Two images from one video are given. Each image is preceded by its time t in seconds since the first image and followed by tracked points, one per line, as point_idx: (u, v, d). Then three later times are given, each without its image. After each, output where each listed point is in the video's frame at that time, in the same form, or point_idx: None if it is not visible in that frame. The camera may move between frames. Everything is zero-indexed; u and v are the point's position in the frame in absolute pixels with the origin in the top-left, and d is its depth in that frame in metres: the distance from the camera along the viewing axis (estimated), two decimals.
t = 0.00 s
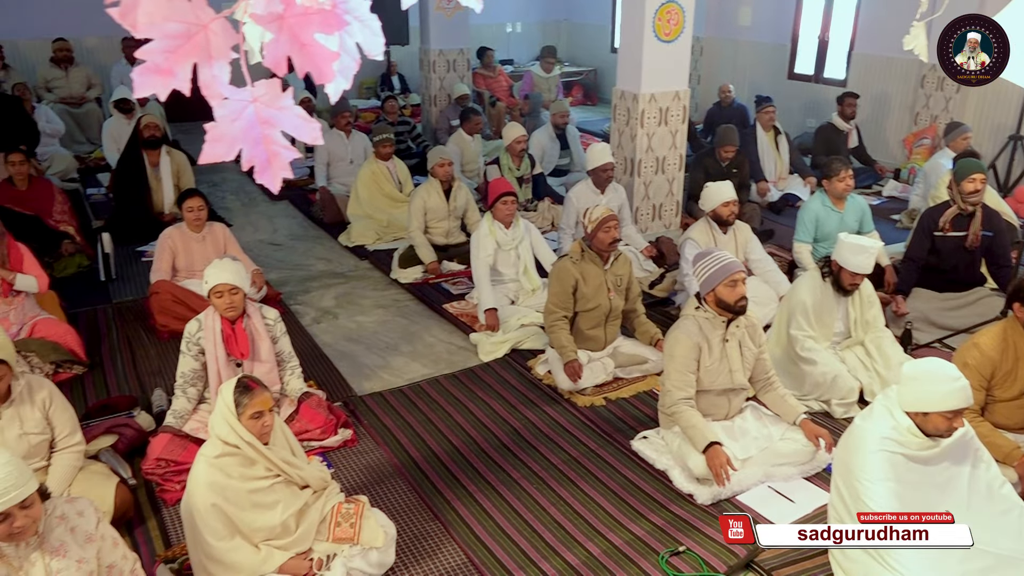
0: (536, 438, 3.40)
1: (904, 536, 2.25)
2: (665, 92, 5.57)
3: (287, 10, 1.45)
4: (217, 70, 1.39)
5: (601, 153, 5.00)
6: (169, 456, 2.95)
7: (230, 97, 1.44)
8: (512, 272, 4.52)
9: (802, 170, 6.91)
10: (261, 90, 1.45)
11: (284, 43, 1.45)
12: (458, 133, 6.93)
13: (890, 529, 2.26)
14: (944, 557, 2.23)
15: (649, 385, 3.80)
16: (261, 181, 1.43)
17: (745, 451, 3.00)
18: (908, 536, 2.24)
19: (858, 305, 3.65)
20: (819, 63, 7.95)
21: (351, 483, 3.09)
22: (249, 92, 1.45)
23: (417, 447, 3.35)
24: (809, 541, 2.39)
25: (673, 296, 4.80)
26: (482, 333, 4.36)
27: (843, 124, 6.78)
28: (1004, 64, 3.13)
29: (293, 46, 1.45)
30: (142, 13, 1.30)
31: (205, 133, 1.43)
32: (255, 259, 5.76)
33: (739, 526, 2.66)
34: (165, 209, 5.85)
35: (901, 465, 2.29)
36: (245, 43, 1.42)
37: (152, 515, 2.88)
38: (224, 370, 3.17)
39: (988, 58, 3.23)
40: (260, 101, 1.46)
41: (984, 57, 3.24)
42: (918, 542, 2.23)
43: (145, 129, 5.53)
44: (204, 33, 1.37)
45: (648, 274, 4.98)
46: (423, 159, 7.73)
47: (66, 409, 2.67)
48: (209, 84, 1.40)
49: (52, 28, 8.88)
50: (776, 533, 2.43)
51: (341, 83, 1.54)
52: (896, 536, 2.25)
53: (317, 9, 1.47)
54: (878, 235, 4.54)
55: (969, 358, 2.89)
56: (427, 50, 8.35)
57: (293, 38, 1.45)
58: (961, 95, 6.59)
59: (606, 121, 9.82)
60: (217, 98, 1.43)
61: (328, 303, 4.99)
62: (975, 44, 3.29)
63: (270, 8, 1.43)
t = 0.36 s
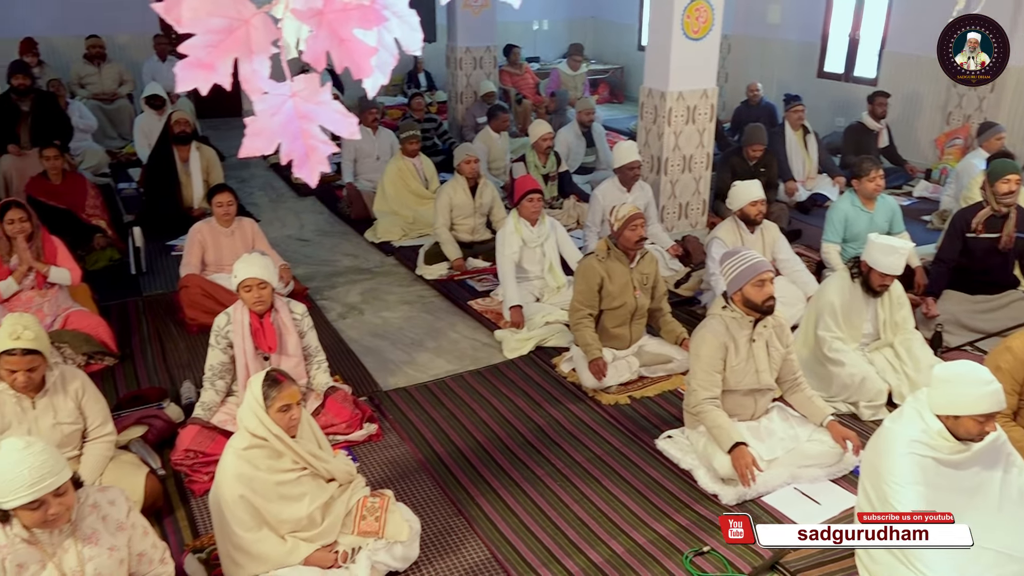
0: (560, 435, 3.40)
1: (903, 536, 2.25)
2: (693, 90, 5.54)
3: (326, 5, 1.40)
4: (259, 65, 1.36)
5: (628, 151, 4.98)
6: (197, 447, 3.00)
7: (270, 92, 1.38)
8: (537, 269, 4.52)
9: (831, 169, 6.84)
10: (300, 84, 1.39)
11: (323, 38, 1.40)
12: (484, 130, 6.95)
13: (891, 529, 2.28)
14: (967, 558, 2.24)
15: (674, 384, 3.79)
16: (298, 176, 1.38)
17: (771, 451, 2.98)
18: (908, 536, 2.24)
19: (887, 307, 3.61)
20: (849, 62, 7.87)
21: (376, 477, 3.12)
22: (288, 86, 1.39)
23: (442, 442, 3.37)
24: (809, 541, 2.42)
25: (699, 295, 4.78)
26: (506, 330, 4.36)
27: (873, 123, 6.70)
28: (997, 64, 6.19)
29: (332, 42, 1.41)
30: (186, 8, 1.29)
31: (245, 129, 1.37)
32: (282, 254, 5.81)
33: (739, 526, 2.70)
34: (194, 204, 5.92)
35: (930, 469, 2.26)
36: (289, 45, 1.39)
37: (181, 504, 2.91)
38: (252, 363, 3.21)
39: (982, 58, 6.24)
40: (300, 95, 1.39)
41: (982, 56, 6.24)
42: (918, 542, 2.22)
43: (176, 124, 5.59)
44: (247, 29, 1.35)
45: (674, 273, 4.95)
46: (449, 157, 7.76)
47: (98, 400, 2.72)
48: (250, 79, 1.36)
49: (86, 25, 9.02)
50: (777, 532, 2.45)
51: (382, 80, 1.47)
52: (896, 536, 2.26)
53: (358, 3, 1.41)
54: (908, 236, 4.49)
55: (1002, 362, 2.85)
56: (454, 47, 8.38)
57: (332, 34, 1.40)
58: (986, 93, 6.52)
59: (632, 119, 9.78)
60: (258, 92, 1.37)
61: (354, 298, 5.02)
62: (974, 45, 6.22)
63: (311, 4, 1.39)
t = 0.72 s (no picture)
0: (580, 433, 3.40)
1: (889, 536, 2.29)
2: (718, 88, 5.50)
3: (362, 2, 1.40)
4: (296, 60, 1.36)
5: (652, 149, 4.96)
6: (220, 438, 3.03)
7: (307, 86, 1.41)
8: (559, 267, 4.51)
9: (856, 169, 6.77)
10: (335, 78, 1.41)
11: (358, 33, 1.40)
12: (507, 127, 6.95)
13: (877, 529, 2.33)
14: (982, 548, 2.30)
15: (695, 384, 3.77)
16: (332, 167, 1.38)
17: (793, 452, 2.96)
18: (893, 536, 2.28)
19: (913, 309, 3.58)
20: (876, 61, 7.78)
21: (397, 471, 3.13)
22: (323, 80, 1.42)
23: (463, 438, 3.38)
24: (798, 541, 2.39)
25: (722, 294, 4.76)
26: (527, 327, 4.37)
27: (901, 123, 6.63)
28: (994, 65, 6.41)
29: (367, 37, 1.41)
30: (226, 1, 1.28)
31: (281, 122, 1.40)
32: (305, 249, 5.85)
33: (739, 526, 2.61)
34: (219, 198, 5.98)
35: (955, 472, 2.25)
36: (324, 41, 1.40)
37: (204, 495, 2.95)
38: (275, 357, 3.24)
39: (981, 58, 6.47)
40: (334, 88, 1.42)
41: (982, 57, 6.48)
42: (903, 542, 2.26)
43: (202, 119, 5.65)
44: (283, 22, 1.34)
45: (697, 273, 4.93)
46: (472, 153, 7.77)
47: (124, 390, 2.75)
48: (286, 73, 1.37)
49: (114, 20, 9.12)
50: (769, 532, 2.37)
51: (416, 73, 1.47)
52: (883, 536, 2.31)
53: None
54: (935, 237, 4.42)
55: None
56: (478, 44, 8.38)
57: (367, 29, 1.41)
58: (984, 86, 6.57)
59: (656, 117, 9.74)
60: (294, 85, 1.39)
61: (376, 293, 5.05)
62: (973, 46, 6.51)
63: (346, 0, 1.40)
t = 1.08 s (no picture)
0: (602, 433, 3.39)
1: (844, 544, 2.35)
2: (743, 88, 5.47)
3: None
4: (333, 55, 1.36)
5: (676, 149, 4.93)
6: (245, 432, 3.07)
7: (346, 81, 1.38)
8: (581, 266, 4.51)
9: (883, 171, 6.70)
10: (370, 75, 1.38)
11: (394, 31, 1.34)
12: (530, 126, 6.95)
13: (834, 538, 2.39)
14: (1009, 555, 2.24)
15: (717, 385, 3.75)
16: (366, 165, 1.36)
17: (816, 456, 2.92)
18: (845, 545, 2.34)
19: (940, 312, 3.52)
20: (905, 62, 7.68)
21: (418, 468, 3.15)
22: (359, 77, 1.38)
23: (484, 436, 3.39)
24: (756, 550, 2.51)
25: (745, 296, 4.73)
26: (549, 327, 4.37)
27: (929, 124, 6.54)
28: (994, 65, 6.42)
29: (402, 35, 1.35)
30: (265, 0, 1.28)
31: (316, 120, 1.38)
32: (329, 245, 5.89)
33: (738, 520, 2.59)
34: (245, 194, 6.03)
35: (982, 479, 2.20)
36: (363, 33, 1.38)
37: (229, 488, 2.98)
38: (299, 352, 3.27)
39: (981, 58, 6.50)
40: (370, 84, 1.39)
41: (981, 57, 6.51)
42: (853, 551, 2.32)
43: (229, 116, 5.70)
44: (322, 21, 1.34)
45: (720, 274, 4.91)
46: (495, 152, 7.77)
47: (152, 383, 2.79)
48: (323, 68, 1.36)
49: (144, 18, 9.23)
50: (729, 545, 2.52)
51: (450, 72, 1.43)
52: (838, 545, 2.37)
53: None
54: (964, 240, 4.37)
55: None
56: (503, 43, 8.38)
57: (403, 26, 1.35)
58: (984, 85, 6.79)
59: (680, 117, 9.69)
60: (332, 82, 1.37)
61: (398, 291, 5.07)
62: (973, 46, 6.52)
63: None
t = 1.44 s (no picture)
0: (623, 435, 3.39)
1: None
2: (770, 90, 5.43)
3: None
4: (367, 54, 1.14)
5: (700, 151, 4.91)
6: (269, 428, 3.11)
7: (380, 82, 1.14)
8: (604, 268, 4.50)
9: (911, 175, 6.62)
10: (406, 74, 1.14)
11: (429, 32, 1.15)
12: (554, 127, 6.94)
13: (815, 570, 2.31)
14: None
15: (740, 389, 3.73)
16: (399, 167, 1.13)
17: (840, 462, 2.91)
18: None
19: (969, 318, 3.47)
20: (934, 65, 7.58)
21: (440, 467, 3.16)
22: (393, 76, 1.15)
23: (505, 436, 3.40)
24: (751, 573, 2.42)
25: (769, 300, 4.70)
26: (572, 328, 4.37)
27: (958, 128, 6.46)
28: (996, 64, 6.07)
29: (438, 36, 1.15)
30: None
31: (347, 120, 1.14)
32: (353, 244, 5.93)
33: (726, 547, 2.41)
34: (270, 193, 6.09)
35: (1010, 487, 2.17)
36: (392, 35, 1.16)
37: (253, 483, 3.01)
38: (323, 349, 3.30)
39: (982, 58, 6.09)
40: (405, 86, 1.15)
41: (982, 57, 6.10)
42: None
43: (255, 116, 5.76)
44: (358, 22, 1.12)
45: (744, 277, 4.88)
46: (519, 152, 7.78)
47: (178, 377, 2.82)
48: (358, 70, 1.14)
49: (173, 18, 9.34)
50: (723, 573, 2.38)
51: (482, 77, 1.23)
52: None
53: None
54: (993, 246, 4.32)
55: None
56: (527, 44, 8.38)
57: (439, 28, 1.15)
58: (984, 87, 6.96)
59: (705, 119, 9.64)
60: (365, 82, 1.14)
61: (421, 290, 5.09)
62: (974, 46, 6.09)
63: None
